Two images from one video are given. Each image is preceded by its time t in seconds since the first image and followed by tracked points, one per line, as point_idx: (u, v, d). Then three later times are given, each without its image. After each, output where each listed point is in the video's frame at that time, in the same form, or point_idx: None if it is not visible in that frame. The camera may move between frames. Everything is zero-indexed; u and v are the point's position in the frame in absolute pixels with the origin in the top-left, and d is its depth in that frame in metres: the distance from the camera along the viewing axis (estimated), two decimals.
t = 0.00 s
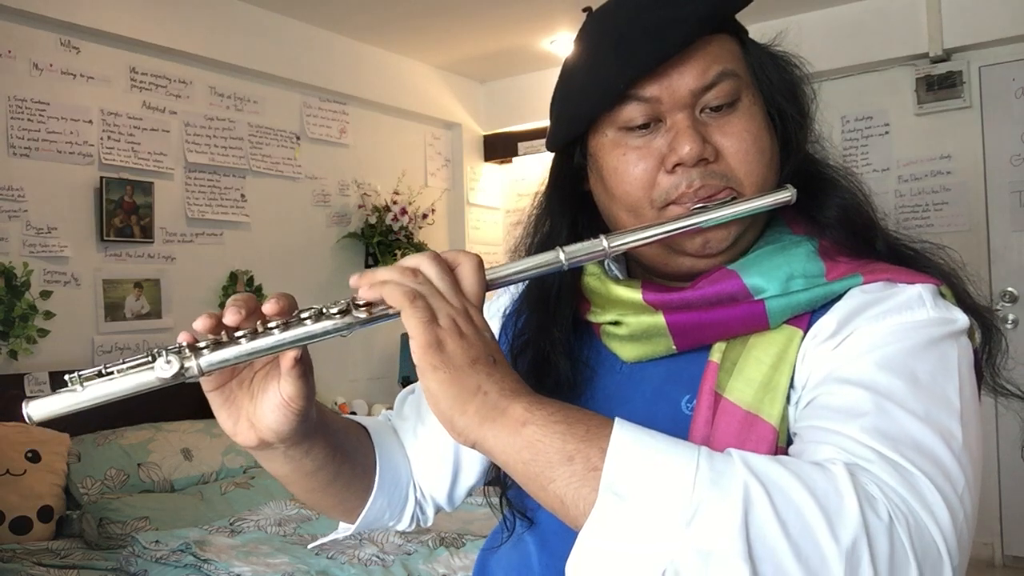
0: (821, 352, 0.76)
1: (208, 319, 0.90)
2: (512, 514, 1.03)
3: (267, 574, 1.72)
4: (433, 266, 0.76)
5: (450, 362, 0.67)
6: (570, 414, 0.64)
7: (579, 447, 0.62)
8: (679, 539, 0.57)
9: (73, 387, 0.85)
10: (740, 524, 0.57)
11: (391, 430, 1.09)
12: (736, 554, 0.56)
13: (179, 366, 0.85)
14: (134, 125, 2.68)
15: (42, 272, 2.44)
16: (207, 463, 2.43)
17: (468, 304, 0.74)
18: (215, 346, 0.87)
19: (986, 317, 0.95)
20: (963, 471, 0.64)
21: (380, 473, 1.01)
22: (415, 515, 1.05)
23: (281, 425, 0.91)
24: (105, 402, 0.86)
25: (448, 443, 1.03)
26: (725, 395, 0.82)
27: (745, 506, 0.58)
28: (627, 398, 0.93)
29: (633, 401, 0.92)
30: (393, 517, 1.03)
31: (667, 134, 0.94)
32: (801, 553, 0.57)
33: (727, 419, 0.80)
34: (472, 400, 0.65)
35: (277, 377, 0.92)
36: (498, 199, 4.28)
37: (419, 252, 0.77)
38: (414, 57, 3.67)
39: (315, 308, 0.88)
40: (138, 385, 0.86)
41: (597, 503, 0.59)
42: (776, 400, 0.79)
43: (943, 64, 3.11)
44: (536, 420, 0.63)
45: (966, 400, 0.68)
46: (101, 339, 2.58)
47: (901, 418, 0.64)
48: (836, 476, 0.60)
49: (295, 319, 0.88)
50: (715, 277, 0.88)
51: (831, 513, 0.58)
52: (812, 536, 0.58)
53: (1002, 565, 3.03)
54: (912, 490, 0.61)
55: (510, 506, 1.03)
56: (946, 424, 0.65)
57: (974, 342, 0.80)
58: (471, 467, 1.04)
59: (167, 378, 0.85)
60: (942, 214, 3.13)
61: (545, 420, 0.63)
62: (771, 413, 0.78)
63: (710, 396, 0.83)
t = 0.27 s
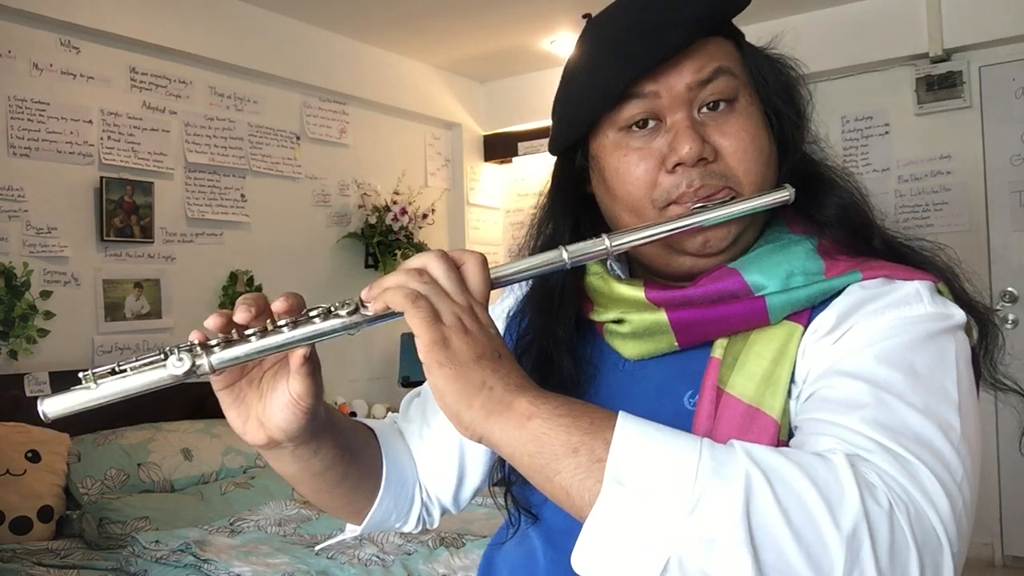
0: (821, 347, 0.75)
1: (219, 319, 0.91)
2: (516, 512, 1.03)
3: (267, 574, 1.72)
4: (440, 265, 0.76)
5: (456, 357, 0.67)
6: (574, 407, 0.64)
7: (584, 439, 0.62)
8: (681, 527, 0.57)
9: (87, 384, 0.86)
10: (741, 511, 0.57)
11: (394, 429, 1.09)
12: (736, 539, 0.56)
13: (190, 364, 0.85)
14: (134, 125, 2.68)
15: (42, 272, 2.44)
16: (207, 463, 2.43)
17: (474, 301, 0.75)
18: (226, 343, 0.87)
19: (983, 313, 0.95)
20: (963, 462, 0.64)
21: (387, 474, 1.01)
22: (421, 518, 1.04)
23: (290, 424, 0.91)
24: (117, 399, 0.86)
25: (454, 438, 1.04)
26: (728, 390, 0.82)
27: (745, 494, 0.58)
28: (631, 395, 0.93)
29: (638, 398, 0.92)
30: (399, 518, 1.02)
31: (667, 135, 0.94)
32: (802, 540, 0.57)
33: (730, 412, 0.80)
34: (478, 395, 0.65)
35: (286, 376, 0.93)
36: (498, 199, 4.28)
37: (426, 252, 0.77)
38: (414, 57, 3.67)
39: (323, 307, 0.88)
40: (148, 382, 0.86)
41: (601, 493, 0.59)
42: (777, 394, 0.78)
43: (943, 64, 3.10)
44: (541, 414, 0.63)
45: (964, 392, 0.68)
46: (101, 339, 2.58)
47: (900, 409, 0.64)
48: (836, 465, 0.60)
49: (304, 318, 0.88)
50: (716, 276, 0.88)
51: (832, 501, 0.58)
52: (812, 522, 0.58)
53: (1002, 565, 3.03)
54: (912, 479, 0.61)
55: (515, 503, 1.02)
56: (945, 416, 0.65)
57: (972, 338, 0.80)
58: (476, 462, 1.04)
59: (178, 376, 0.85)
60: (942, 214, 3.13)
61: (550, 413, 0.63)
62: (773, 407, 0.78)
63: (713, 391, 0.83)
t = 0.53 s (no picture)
0: (822, 340, 0.76)
1: (230, 316, 0.90)
2: (521, 507, 1.02)
3: (267, 574, 1.72)
4: (445, 258, 0.76)
5: (460, 348, 0.67)
6: (577, 395, 0.64)
7: (588, 424, 0.62)
8: (685, 511, 0.58)
9: (100, 376, 0.86)
10: (742, 494, 0.57)
11: (401, 431, 1.09)
12: (738, 520, 0.57)
13: (201, 357, 0.85)
14: (134, 125, 2.68)
15: (42, 272, 2.44)
16: (207, 463, 2.43)
17: (477, 294, 0.75)
18: (236, 337, 0.87)
19: (980, 309, 0.95)
20: (962, 450, 0.64)
21: (394, 476, 1.01)
22: (428, 520, 1.04)
23: (299, 419, 0.91)
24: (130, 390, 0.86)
25: (463, 433, 1.04)
26: (729, 382, 0.82)
27: (746, 478, 0.58)
28: (633, 389, 0.93)
29: (640, 393, 0.92)
30: (406, 520, 1.02)
31: (667, 134, 0.94)
32: (801, 522, 0.57)
33: (731, 403, 0.80)
34: (482, 383, 0.65)
35: (295, 372, 0.93)
36: (498, 199, 4.28)
37: (429, 244, 0.78)
38: (415, 57, 3.67)
39: (331, 303, 0.89)
40: (159, 376, 0.86)
41: (604, 477, 0.59)
42: (779, 385, 0.79)
43: (943, 64, 3.11)
44: (545, 400, 0.63)
45: (962, 384, 0.68)
46: (101, 339, 2.58)
47: (899, 396, 0.64)
48: (835, 449, 0.60)
49: (312, 313, 0.88)
50: (717, 271, 0.88)
51: (831, 484, 0.58)
52: (811, 504, 0.58)
53: (1002, 565, 3.03)
54: (911, 463, 0.61)
55: (518, 498, 1.02)
56: (943, 404, 0.65)
57: (971, 336, 0.80)
58: (484, 456, 1.03)
59: (190, 368, 0.85)
60: (942, 214, 3.13)
61: (553, 401, 0.63)
62: (774, 398, 0.78)
63: (715, 384, 0.83)
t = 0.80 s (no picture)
0: (821, 337, 0.75)
1: (238, 318, 0.91)
2: (524, 505, 1.03)
3: (267, 574, 1.72)
4: (449, 261, 0.76)
5: (465, 347, 0.67)
6: (579, 394, 0.64)
7: (590, 423, 0.62)
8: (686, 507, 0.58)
9: (112, 381, 0.86)
10: (741, 488, 0.57)
11: (407, 432, 1.09)
12: (739, 513, 0.57)
13: (210, 362, 0.85)
14: (134, 124, 2.68)
15: (42, 272, 2.44)
16: (207, 464, 2.43)
17: (482, 296, 0.75)
18: (244, 342, 0.87)
19: (978, 305, 0.95)
20: (961, 445, 0.64)
21: (401, 478, 1.01)
22: (435, 522, 1.04)
23: (307, 422, 0.91)
24: (141, 395, 0.85)
25: (468, 435, 1.04)
26: (730, 379, 0.82)
27: (746, 473, 0.58)
28: (635, 387, 0.93)
29: (643, 392, 0.92)
30: (414, 522, 1.02)
31: (665, 138, 0.94)
32: (801, 517, 0.57)
33: (732, 400, 0.80)
34: (487, 382, 0.65)
35: (303, 375, 0.93)
36: (498, 199, 4.28)
37: (435, 249, 0.77)
38: (415, 57, 3.67)
39: (337, 306, 0.89)
40: (170, 380, 0.85)
41: (605, 474, 0.60)
42: (779, 381, 0.79)
43: (943, 64, 3.10)
44: (548, 399, 0.63)
45: (960, 380, 0.68)
46: (101, 339, 2.58)
47: (897, 392, 0.64)
48: (834, 444, 0.60)
49: (319, 317, 0.88)
50: (717, 271, 0.88)
51: (830, 478, 0.58)
52: (811, 497, 0.58)
53: (1002, 565, 3.02)
54: (910, 457, 0.61)
55: (522, 496, 1.02)
56: (942, 401, 0.65)
57: (969, 333, 0.80)
58: (489, 455, 1.04)
59: (199, 373, 0.85)
60: (942, 214, 3.13)
61: (556, 398, 0.63)
62: (775, 394, 0.78)
63: (715, 381, 0.83)
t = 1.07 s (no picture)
0: (819, 336, 0.75)
1: (242, 325, 0.90)
2: (526, 506, 1.03)
3: (266, 574, 1.72)
4: (449, 264, 0.76)
5: (468, 345, 0.67)
6: (579, 393, 0.64)
7: (590, 421, 0.62)
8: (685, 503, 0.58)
9: (119, 388, 0.86)
10: (740, 484, 0.57)
11: (411, 435, 1.09)
12: (738, 509, 0.57)
13: (215, 367, 0.85)
14: (134, 124, 2.68)
15: (42, 272, 2.44)
16: (207, 464, 2.43)
17: (483, 297, 0.75)
18: (248, 347, 0.87)
19: (976, 304, 0.95)
20: (959, 442, 0.64)
21: (406, 481, 1.01)
22: (442, 525, 1.04)
23: (312, 425, 0.91)
24: (148, 401, 0.86)
25: (472, 438, 1.04)
26: (730, 377, 0.82)
27: (744, 469, 0.58)
28: (637, 387, 0.93)
29: (645, 392, 0.92)
30: (421, 524, 1.02)
31: (661, 139, 0.94)
32: (798, 511, 0.57)
33: (732, 398, 0.80)
34: (488, 382, 0.65)
35: (307, 379, 0.93)
36: (498, 199, 4.28)
37: (435, 252, 0.78)
38: (415, 57, 3.67)
39: (340, 311, 0.89)
40: (180, 385, 0.86)
41: (605, 471, 0.60)
42: (779, 378, 0.79)
43: (943, 64, 3.10)
44: (549, 398, 0.63)
45: (958, 377, 0.67)
46: (101, 339, 2.58)
47: (895, 388, 0.64)
48: (831, 440, 0.60)
49: (322, 321, 0.88)
50: (716, 271, 0.88)
51: (827, 473, 0.58)
52: (808, 492, 0.58)
53: (1002, 565, 3.02)
54: (907, 453, 0.61)
55: (524, 496, 1.02)
56: (940, 397, 0.65)
57: (966, 331, 0.80)
58: (492, 456, 1.03)
59: (205, 378, 0.85)
60: (942, 214, 3.13)
61: (556, 397, 0.63)
62: (775, 392, 0.78)
63: (716, 379, 0.82)
